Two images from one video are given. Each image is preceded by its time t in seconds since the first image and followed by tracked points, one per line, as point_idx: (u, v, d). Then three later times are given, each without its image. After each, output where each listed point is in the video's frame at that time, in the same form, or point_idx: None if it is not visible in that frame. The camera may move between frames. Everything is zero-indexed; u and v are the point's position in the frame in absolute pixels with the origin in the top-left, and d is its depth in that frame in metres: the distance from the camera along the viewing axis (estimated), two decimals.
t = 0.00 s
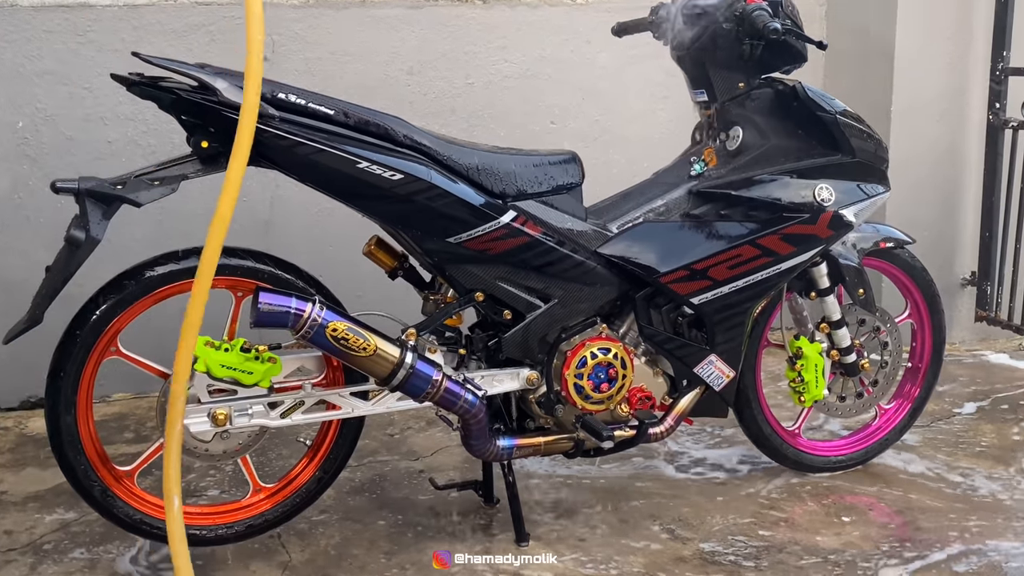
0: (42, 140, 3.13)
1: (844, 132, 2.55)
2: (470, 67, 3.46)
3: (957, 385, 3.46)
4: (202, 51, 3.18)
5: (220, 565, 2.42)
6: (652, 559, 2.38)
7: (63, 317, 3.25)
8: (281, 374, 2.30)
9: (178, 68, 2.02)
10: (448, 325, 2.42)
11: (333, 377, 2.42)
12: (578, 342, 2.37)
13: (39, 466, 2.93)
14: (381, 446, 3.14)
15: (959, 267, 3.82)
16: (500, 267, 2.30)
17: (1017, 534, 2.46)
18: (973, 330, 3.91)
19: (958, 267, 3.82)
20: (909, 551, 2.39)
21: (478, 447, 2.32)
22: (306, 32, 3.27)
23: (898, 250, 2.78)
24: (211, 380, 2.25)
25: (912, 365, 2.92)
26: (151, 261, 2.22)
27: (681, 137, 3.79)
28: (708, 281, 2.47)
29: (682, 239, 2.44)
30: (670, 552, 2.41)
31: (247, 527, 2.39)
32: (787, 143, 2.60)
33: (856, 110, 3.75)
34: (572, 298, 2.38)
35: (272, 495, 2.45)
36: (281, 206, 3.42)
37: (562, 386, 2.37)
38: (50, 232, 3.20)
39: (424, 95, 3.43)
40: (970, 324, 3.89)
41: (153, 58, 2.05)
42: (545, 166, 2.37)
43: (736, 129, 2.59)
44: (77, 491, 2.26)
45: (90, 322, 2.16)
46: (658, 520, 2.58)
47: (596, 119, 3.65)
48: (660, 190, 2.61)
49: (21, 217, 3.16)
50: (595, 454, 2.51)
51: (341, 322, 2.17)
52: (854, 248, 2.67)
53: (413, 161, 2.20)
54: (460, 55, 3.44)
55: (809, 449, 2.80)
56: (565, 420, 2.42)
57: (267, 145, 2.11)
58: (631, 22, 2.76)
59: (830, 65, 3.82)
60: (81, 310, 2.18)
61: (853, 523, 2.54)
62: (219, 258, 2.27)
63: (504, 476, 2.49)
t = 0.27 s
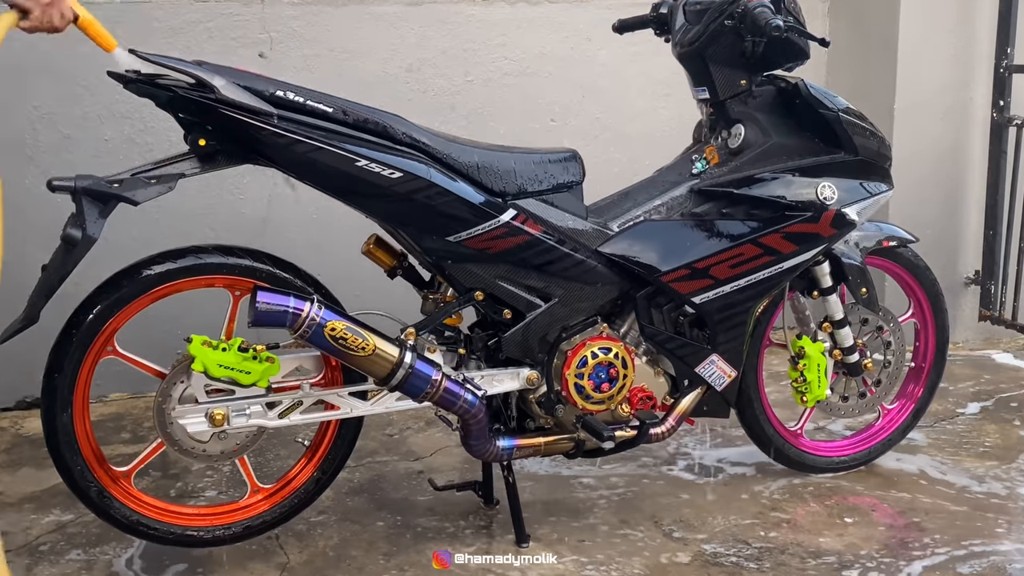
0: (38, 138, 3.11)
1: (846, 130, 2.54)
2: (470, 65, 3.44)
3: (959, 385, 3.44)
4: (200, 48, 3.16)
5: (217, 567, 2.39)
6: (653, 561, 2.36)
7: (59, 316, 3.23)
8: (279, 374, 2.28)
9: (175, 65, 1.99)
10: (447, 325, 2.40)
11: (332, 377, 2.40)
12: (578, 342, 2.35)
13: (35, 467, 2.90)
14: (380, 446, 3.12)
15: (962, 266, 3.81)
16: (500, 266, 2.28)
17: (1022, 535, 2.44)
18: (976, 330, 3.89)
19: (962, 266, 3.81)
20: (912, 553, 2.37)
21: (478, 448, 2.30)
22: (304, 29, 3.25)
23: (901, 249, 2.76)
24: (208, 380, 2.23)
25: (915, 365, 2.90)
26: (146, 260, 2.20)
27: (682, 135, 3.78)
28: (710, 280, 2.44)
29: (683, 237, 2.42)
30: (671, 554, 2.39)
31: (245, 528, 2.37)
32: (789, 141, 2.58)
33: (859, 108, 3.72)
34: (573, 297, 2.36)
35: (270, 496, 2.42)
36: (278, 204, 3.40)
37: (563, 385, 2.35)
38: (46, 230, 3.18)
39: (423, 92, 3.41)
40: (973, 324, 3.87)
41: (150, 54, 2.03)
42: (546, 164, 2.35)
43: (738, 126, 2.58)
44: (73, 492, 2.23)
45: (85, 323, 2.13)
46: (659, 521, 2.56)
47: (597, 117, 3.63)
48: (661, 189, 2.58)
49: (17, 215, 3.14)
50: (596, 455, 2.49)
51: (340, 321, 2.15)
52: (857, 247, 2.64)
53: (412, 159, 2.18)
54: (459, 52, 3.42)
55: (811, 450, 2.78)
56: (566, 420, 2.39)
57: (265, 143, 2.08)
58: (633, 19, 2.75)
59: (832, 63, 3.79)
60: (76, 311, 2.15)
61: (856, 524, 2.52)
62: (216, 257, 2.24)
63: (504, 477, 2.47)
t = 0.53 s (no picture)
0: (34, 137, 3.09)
1: (849, 128, 2.51)
2: (469, 62, 3.42)
3: (962, 385, 3.41)
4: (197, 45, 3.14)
5: (214, 568, 2.37)
6: (654, 562, 2.34)
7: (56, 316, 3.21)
8: (277, 374, 2.26)
9: (172, 63, 1.97)
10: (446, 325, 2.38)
11: (331, 377, 2.38)
12: (578, 342, 2.32)
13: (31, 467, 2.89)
14: (379, 447, 3.10)
15: (966, 266, 3.79)
16: (500, 265, 2.26)
17: None
18: (980, 329, 3.87)
19: (966, 266, 3.79)
20: (916, 554, 2.35)
21: (478, 448, 2.28)
22: (302, 26, 3.23)
23: (905, 248, 2.74)
24: (206, 380, 2.21)
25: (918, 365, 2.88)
26: (143, 260, 2.17)
27: (683, 133, 3.76)
28: (711, 279, 2.42)
29: (684, 236, 2.40)
30: (673, 555, 2.37)
31: (243, 529, 2.34)
32: (792, 140, 2.56)
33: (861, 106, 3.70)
34: (573, 296, 2.34)
35: (269, 496, 2.40)
36: (276, 203, 3.38)
37: (563, 386, 2.33)
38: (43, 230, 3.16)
39: (423, 90, 3.38)
40: (977, 323, 3.85)
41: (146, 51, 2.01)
42: (546, 162, 2.33)
43: (739, 124, 2.55)
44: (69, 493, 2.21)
45: (82, 323, 2.11)
46: (661, 522, 2.54)
47: (598, 115, 3.61)
48: (661, 188, 2.56)
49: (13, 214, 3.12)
50: (597, 455, 2.47)
51: (339, 321, 2.13)
52: (860, 246, 2.62)
53: (411, 157, 2.16)
54: (459, 50, 3.40)
55: (814, 450, 2.76)
56: (566, 420, 2.37)
57: (262, 141, 2.06)
58: (634, 16, 2.72)
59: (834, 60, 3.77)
60: (72, 310, 2.13)
61: (859, 525, 2.50)
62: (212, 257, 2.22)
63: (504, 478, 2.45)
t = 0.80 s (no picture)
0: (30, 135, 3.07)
1: (852, 127, 2.49)
2: (469, 60, 3.39)
3: (965, 385, 3.39)
4: (194, 42, 3.12)
5: (211, 570, 2.35)
6: (655, 563, 2.32)
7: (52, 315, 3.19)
8: (275, 374, 2.24)
9: (169, 59, 1.94)
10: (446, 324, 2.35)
11: (329, 376, 2.36)
12: (579, 342, 2.30)
13: (27, 468, 2.86)
14: (378, 447, 3.08)
15: (969, 264, 3.77)
16: (500, 264, 2.24)
17: None
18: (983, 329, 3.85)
19: (970, 265, 3.77)
20: (920, 556, 2.33)
21: (477, 449, 2.25)
22: (300, 23, 3.20)
23: (908, 247, 2.71)
24: (203, 380, 2.18)
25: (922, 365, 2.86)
26: (140, 258, 2.15)
27: (685, 132, 3.74)
28: (713, 278, 2.40)
29: (686, 235, 2.38)
30: (674, 556, 2.35)
31: (242, 530, 2.32)
32: (794, 138, 2.53)
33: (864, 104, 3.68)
34: (573, 295, 2.31)
35: (267, 497, 2.38)
36: (274, 202, 3.36)
37: (564, 386, 2.31)
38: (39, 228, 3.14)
39: (422, 87, 3.36)
40: (980, 323, 3.84)
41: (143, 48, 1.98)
42: (546, 161, 2.31)
43: (742, 122, 2.53)
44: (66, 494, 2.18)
45: (78, 322, 2.08)
46: (662, 524, 2.52)
47: (599, 112, 3.59)
48: (662, 186, 2.54)
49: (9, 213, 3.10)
50: (597, 456, 2.46)
51: (337, 321, 2.11)
52: (863, 245, 2.60)
53: (411, 155, 2.13)
54: (458, 47, 3.37)
55: (816, 451, 2.74)
56: (567, 420, 2.36)
57: (260, 139, 2.04)
58: (634, 13, 2.69)
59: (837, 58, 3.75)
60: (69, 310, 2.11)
61: (862, 526, 2.48)
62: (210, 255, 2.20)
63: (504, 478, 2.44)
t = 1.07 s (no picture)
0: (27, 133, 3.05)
1: (855, 124, 2.46)
2: (469, 57, 3.37)
3: (968, 385, 3.37)
4: (192, 39, 3.10)
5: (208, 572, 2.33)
6: (657, 565, 2.30)
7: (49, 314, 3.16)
8: (273, 374, 2.22)
9: (166, 56, 1.92)
10: (446, 323, 2.33)
11: (328, 376, 2.33)
12: (580, 341, 2.28)
13: (24, 469, 2.84)
14: (377, 448, 3.06)
15: (974, 263, 3.75)
16: (500, 263, 2.22)
17: None
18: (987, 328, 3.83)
19: (974, 264, 3.75)
20: (923, 557, 2.31)
21: (477, 449, 2.23)
22: (299, 20, 3.18)
23: (911, 246, 2.69)
24: (201, 380, 2.16)
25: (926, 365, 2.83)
26: (137, 257, 2.13)
27: (686, 130, 3.72)
28: (715, 277, 2.38)
29: (687, 233, 2.35)
30: (676, 557, 2.33)
31: (239, 532, 2.30)
32: (796, 135, 2.52)
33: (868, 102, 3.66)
34: (574, 294, 2.29)
35: (265, 498, 2.36)
36: (272, 201, 3.34)
37: (564, 386, 2.29)
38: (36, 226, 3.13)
39: (422, 84, 3.34)
40: (983, 322, 3.81)
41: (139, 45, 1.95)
42: (546, 159, 2.29)
43: (743, 120, 2.51)
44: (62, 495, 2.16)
45: (75, 321, 2.06)
46: (663, 525, 2.50)
47: (600, 110, 3.57)
48: (663, 184, 2.52)
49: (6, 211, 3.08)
50: (598, 457, 2.44)
51: (335, 320, 2.08)
52: (865, 244, 2.58)
53: (410, 153, 2.11)
54: (457, 44, 3.35)
55: (819, 452, 2.72)
56: (567, 421, 2.33)
57: (258, 137, 2.01)
58: (635, 9, 2.67)
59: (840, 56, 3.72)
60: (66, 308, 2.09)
61: (865, 528, 2.46)
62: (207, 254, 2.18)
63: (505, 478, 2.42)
